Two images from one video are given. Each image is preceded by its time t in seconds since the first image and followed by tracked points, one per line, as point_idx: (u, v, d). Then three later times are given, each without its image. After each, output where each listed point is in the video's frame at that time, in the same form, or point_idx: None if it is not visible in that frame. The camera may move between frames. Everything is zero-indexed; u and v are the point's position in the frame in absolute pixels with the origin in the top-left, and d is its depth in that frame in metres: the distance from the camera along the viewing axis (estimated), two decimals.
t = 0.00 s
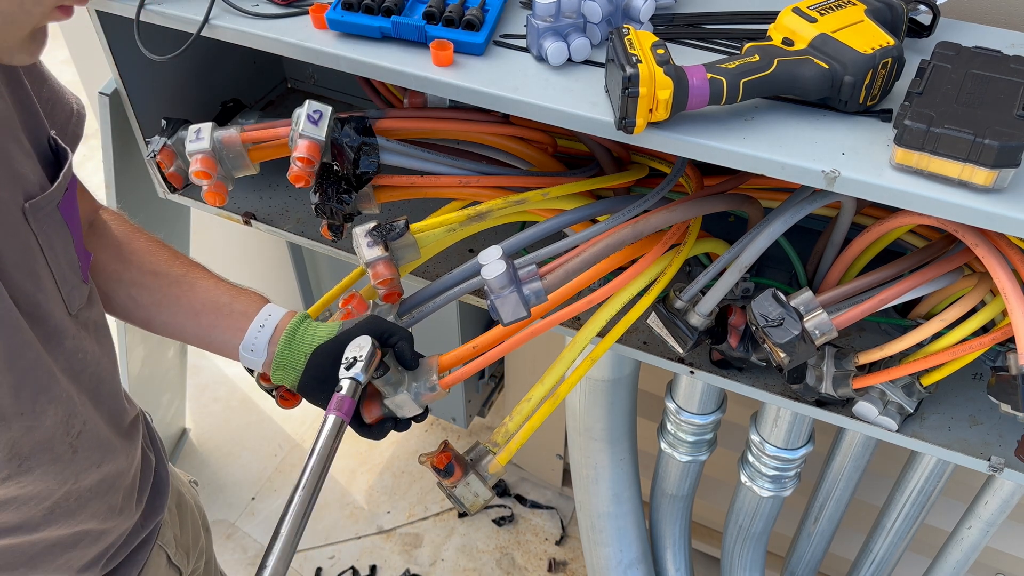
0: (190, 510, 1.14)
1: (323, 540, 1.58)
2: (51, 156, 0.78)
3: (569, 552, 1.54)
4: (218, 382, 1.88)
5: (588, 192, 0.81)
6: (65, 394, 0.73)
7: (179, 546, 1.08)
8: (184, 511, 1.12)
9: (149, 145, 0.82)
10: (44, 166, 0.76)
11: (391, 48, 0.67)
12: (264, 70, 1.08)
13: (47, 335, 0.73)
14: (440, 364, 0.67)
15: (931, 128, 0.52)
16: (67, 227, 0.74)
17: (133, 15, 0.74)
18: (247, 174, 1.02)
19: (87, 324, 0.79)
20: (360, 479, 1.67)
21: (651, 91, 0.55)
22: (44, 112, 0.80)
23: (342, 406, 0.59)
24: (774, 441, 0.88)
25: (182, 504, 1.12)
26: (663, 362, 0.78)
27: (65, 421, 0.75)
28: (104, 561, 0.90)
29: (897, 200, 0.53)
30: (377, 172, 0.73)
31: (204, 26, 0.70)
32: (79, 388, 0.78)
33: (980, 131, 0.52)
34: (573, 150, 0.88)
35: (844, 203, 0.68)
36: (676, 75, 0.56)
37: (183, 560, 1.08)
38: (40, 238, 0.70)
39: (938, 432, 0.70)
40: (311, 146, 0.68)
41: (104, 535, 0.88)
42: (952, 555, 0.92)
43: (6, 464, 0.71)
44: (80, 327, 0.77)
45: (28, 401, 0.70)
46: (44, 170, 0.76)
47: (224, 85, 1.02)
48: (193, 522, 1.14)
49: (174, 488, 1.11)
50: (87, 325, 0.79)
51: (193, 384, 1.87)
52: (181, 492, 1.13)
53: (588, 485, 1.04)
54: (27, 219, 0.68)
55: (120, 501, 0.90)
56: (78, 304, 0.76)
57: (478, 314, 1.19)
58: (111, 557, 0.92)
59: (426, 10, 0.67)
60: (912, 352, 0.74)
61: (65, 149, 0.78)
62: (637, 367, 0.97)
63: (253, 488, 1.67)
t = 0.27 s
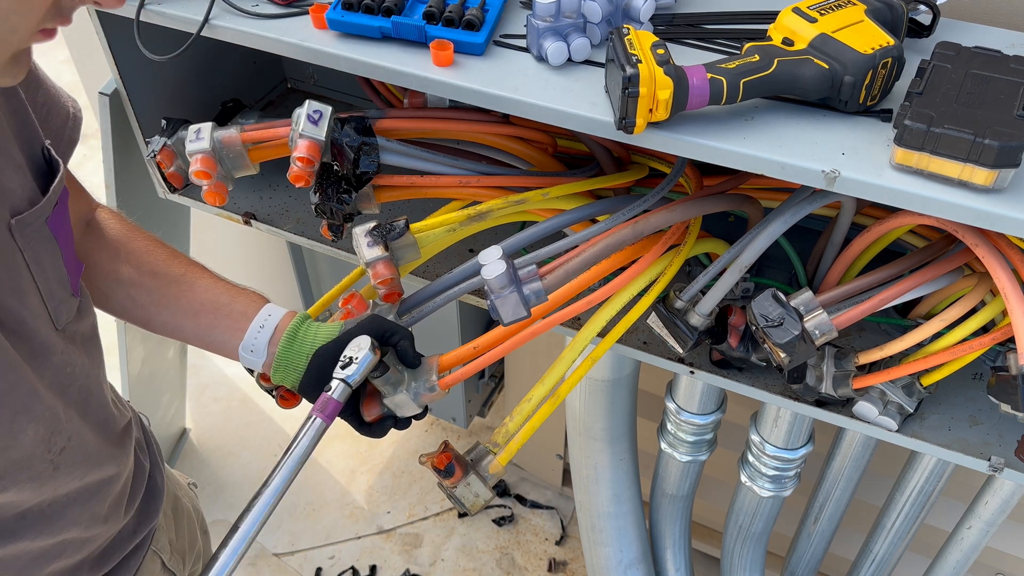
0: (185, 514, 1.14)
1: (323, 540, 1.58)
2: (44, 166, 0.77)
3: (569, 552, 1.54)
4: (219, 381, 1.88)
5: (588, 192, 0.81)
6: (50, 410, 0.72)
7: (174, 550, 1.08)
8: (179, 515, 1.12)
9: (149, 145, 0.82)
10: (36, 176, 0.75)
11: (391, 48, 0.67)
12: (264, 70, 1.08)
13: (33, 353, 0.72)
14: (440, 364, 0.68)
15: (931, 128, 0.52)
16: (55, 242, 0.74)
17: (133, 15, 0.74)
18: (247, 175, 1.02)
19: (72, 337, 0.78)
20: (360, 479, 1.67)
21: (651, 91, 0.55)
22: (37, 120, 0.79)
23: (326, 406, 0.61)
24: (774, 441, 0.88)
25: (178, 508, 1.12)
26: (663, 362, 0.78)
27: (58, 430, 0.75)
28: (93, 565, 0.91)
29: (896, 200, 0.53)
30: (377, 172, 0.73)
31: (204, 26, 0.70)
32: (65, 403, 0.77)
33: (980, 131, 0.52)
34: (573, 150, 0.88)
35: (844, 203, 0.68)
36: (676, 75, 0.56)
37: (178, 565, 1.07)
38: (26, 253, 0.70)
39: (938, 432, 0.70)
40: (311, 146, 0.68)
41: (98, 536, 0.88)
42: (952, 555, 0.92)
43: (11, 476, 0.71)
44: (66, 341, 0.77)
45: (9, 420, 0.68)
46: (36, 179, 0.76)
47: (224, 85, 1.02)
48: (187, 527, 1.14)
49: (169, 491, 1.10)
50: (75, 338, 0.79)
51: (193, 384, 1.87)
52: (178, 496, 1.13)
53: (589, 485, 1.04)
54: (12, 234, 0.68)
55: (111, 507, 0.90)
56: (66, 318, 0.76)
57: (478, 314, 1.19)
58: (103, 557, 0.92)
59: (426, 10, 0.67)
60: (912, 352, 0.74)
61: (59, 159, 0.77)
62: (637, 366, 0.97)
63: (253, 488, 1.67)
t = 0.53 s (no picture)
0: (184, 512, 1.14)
1: (323, 540, 1.58)
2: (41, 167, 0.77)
3: (569, 552, 1.54)
4: (219, 381, 1.88)
5: (588, 192, 0.81)
6: (45, 412, 0.72)
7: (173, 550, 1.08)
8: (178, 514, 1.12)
9: (149, 145, 0.82)
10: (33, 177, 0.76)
11: (391, 48, 0.67)
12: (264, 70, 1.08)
13: (29, 353, 0.72)
14: (440, 363, 0.68)
15: (931, 128, 0.52)
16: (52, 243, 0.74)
17: (133, 15, 0.74)
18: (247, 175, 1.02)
19: (68, 338, 0.79)
20: (360, 479, 1.67)
21: (651, 91, 0.55)
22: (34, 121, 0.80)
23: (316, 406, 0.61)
24: (774, 441, 0.88)
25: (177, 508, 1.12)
26: (663, 362, 0.78)
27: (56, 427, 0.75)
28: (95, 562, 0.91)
29: (896, 200, 0.53)
30: (377, 172, 0.73)
31: (204, 26, 0.70)
32: (60, 403, 0.78)
33: (980, 131, 0.52)
34: (573, 150, 0.88)
35: (844, 203, 0.68)
36: (676, 75, 0.56)
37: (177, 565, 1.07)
38: (21, 254, 0.70)
39: (938, 432, 0.70)
40: (311, 146, 0.68)
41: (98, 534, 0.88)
42: (952, 555, 0.92)
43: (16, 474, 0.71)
44: (63, 342, 0.77)
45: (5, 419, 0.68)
46: (32, 181, 0.76)
47: (224, 85, 1.02)
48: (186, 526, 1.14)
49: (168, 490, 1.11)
50: (71, 339, 0.79)
51: (193, 384, 1.87)
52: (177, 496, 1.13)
53: (589, 485, 1.04)
54: (7, 235, 0.68)
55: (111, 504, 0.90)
56: (62, 320, 0.76)
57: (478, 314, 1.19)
58: (103, 555, 0.92)
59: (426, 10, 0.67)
60: (912, 352, 0.74)
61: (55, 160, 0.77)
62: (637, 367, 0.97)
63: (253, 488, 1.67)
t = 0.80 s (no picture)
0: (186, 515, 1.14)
1: (323, 540, 1.58)
2: (50, 164, 0.77)
3: (569, 552, 1.54)
4: (218, 381, 1.88)
5: (588, 192, 0.81)
6: (56, 404, 0.72)
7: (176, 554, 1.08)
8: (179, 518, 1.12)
9: (149, 145, 0.82)
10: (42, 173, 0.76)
11: (391, 48, 0.67)
12: (264, 70, 1.08)
13: (42, 346, 0.72)
14: (443, 365, 0.67)
15: (931, 128, 0.52)
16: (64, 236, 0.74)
17: (133, 15, 0.74)
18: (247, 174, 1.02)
19: (80, 334, 0.79)
20: (360, 479, 1.67)
21: (651, 91, 0.55)
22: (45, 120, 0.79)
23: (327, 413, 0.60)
24: (774, 441, 0.88)
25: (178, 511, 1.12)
26: (663, 362, 0.78)
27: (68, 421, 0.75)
28: (99, 567, 0.90)
29: (897, 200, 0.53)
30: (377, 172, 0.73)
31: (204, 26, 0.70)
32: (74, 398, 0.78)
33: (980, 131, 0.52)
34: (573, 150, 0.88)
35: (844, 203, 0.68)
36: (676, 75, 0.56)
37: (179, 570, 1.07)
38: (36, 247, 0.70)
39: (938, 432, 0.70)
40: (311, 146, 0.68)
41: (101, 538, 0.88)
42: (952, 555, 0.92)
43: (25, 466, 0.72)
44: (74, 337, 0.77)
45: (15, 412, 0.68)
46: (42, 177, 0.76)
47: (224, 85, 1.02)
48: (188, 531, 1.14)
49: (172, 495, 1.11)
50: (83, 334, 0.79)
51: (193, 384, 1.87)
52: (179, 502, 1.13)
53: (589, 485, 1.04)
54: (22, 228, 0.69)
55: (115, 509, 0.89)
56: (74, 314, 0.76)
57: (478, 314, 1.19)
58: (108, 558, 0.92)
59: (426, 9, 0.67)
60: (912, 352, 0.74)
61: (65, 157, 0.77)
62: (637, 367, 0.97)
63: (253, 488, 1.67)
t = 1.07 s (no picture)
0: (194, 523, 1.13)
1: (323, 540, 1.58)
2: (64, 162, 0.77)
3: (569, 552, 1.54)
4: (218, 382, 1.88)
5: (588, 192, 0.81)
6: (80, 395, 0.72)
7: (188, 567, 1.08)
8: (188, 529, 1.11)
9: (149, 145, 0.82)
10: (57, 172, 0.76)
11: (391, 48, 0.67)
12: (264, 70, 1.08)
13: (63, 337, 0.72)
14: (450, 357, 0.68)
15: (931, 128, 0.52)
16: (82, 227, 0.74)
17: (133, 15, 0.74)
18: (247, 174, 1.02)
19: (97, 329, 0.78)
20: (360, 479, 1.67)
21: (651, 91, 0.55)
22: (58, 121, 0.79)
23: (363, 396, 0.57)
24: (774, 441, 0.88)
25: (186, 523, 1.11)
26: (663, 362, 0.78)
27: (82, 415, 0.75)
28: (122, 573, 0.88)
29: (897, 200, 0.53)
30: (377, 172, 0.73)
31: (204, 26, 0.70)
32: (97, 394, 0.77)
33: (980, 131, 0.52)
34: (573, 150, 0.88)
35: (844, 203, 0.68)
36: (676, 75, 0.56)
37: None
38: (57, 238, 0.70)
39: (938, 432, 0.70)
40: (311, 146, 0.68)
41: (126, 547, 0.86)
42: (952, 555, 0.92)
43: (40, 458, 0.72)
44: (92, 332, 0.76)
45: (35, 401, 0.68)
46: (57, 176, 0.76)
47: (224, 85, 1.02)
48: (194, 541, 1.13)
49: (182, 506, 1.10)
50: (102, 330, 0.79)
51: (193, 384, 1.87)
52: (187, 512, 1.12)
53: (588, 485, 1.04)
54: (44, 219, 0.69)
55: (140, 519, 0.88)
56: (93, 309, 0.76)
57: (478, 313, 1.19)
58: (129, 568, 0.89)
59: (427, 9, 0.67)
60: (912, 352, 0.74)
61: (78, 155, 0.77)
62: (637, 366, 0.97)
63: (253, 488, 1.67)
